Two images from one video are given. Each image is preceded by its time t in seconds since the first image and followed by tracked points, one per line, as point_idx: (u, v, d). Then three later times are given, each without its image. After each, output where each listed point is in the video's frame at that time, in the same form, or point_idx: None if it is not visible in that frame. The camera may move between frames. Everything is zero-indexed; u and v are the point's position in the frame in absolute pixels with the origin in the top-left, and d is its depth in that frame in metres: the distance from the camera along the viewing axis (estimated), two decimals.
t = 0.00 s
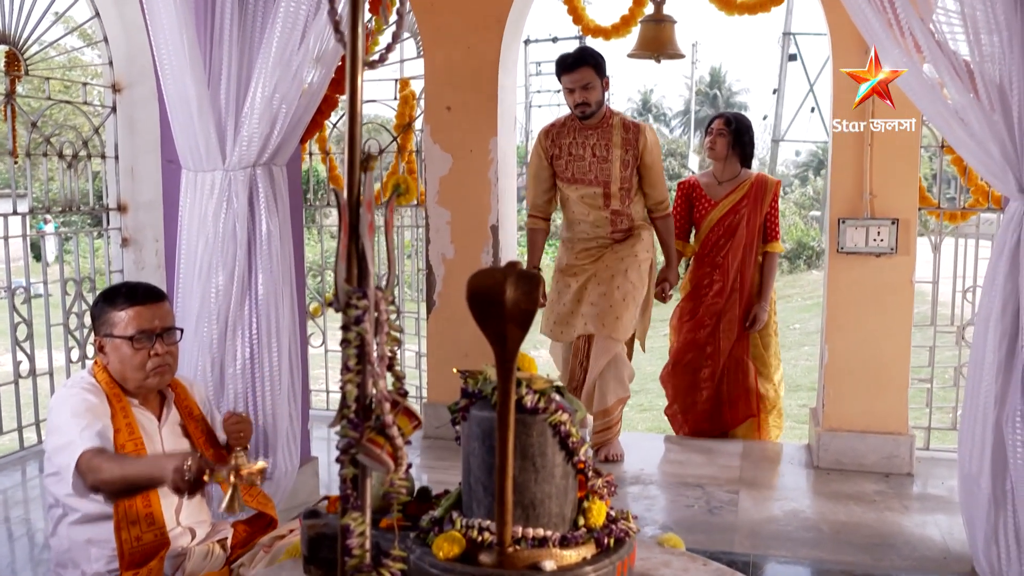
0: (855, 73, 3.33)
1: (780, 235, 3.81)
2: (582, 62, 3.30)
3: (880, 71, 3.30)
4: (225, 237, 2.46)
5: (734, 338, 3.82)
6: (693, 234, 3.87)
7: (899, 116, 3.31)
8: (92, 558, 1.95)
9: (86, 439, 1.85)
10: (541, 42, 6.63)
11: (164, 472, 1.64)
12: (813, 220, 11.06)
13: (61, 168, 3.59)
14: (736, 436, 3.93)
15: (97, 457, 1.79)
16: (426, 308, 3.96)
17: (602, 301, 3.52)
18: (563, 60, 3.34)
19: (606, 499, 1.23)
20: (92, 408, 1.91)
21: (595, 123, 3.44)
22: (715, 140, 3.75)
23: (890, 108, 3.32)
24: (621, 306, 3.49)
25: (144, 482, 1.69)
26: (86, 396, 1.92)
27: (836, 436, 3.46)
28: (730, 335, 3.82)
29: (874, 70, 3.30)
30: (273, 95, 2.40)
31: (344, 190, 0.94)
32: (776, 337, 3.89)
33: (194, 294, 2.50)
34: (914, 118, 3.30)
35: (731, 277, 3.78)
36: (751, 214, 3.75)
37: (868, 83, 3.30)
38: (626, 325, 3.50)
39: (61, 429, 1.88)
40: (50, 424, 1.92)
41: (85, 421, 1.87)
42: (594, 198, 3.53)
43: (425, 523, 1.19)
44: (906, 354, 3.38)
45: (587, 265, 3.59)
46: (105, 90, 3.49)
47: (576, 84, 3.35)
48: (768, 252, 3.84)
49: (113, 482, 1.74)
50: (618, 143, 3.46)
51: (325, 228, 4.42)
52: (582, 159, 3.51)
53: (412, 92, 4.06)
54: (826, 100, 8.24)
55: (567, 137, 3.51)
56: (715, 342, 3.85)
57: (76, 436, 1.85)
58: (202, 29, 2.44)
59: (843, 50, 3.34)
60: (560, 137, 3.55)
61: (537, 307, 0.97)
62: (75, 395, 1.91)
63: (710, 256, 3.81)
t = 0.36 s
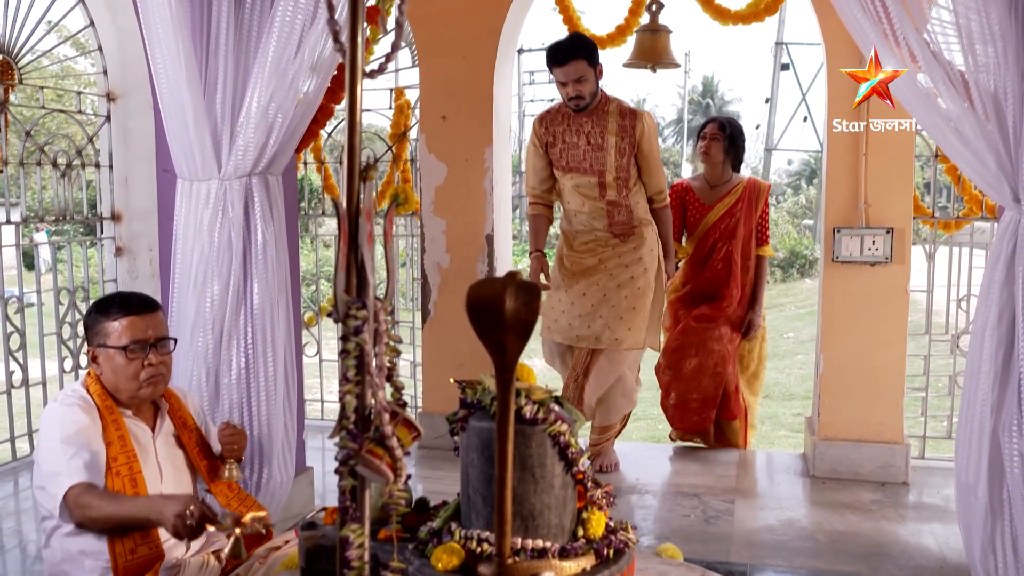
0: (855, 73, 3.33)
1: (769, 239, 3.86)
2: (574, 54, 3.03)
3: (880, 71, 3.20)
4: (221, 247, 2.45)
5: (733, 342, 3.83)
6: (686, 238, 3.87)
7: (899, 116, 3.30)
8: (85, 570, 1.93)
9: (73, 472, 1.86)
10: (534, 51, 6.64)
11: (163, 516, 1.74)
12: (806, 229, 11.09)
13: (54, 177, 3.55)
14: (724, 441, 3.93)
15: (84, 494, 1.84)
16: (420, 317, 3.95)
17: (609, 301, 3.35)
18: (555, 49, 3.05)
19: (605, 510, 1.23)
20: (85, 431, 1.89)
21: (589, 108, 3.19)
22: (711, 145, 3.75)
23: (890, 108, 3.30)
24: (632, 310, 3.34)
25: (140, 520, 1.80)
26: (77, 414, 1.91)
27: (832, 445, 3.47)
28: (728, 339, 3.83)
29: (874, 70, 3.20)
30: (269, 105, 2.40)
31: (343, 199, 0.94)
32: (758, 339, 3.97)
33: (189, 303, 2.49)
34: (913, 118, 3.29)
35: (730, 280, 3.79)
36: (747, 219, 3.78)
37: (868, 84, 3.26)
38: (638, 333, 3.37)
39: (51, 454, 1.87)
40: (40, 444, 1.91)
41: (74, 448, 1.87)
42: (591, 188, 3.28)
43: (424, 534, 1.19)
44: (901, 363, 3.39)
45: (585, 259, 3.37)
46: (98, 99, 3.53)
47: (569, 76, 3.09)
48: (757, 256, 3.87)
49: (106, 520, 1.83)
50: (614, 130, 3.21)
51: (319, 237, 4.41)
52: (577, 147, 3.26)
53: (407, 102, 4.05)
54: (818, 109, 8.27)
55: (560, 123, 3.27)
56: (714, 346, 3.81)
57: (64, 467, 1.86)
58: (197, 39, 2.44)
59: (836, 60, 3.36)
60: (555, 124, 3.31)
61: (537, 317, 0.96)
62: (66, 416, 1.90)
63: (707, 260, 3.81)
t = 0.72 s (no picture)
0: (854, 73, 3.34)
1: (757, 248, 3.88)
2: (569, 47, 2.94)
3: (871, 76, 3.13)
4: (215, 255, 2.45)
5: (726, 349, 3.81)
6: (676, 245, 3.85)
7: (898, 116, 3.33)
8: None
9: (68, 493, 1.85)
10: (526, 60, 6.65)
11: (180, 535, 1.76)
12: (798, 237, 11.11)
13: (47, 185, 3.57)
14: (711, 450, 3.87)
15: (83, 513, 1.83)
16: (414, 326, 3.95)
17: (610, 299, 3.25)
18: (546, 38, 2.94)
19: (602, 520, 1.23)
20: (79, 446, 1.89)
21: (581, 97, 3.12)
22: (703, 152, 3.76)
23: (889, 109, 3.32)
24: (634, 306, 3.25)
25: (149, 539, 1.80)
26: (70, 427, 1.90)
27: (826, 453, 3.47)
28: (721, 346, 3.81)
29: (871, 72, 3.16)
30: (264, 114, 2.39)
31: (340, 207, 0.94)
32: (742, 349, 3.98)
33: (183, 313, 2.48)
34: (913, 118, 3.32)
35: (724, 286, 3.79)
36: (738, 226, 3.79)
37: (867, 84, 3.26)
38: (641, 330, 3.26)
39: (43, 472, 1.86)
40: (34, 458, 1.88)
41: (67, 466, 1.86)
42: (584, 178, 3.19)
43: (421, 544, 1.18)
44: (894, 372, 3.40)
45: (579, 255, 3.27)
46: (91, 108, 3.52)
47: (561, 66, 3.00)
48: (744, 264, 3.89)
49: (111, 538, 1.81)
50: (607, 118, 3.14)
51: (312, 245, 4.41)
52: (568, 136, 3.17)
53: (401, 110, 4.06)
54: (810, 118, 8.29)
55: (550, 113, 3.18)
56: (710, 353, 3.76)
57: (59, 486, 1.85)
58: (192, 47, 2.43)
59: (830, 62, 3.37)
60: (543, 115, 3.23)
61: (535, 326, 0.96)
62: (61, 433, 1.88)
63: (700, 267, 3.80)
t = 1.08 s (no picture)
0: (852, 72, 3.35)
1: (746, 252, 3.83)
2: (558, 42, 2.74)
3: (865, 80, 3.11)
4: (211, 262, 2.44)
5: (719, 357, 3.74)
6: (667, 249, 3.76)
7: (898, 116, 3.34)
8: None
9: (79, 492, 1.84)
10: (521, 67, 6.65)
11: (212, 523, 1.76)
12: (792, 244, 11.03)
13: (41, 193, 3.52)
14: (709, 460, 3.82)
15: (101, 512, 1.82)
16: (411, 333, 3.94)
17: (599, 311, 3.09)
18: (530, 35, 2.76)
19: (602, 529, 1.22)
20: (83, 450, 1.88)
21: (563, 98, 2.94)
22: (696, 154, 3.66)
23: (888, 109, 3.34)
24: (621, 314, 3.13)
25: (175, 531, 1.79)
26: (74, 435, 1.89)
27: (823, 460, 3.47)
28: (714, 353, 3.73)
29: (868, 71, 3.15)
30: (260, 121, 2.39)
31: (339, 217, 0.93)
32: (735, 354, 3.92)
33: (179, 321, 2.47)
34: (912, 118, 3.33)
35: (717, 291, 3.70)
36: (730, 230, 3.71)
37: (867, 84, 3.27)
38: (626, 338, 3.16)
39: (50, 475, 1.85)
40: (38, 464, 1.88)
41: (75, 470, 1.85)
42: (570, 182, 2.98)
43: (419, 553, 1.18)
44: (890, 380, 3.41)
45: (566, 267, 3.04)
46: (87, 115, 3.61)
47: (550, 65, 2.79)
48: (733, 269, 3.83)
49: (133, 532, 1.80)
50: (589, 119, 2.98)
51: (308, 252, 4.40)
52: (551, 139, 2.96)
53: (397, 118, 4.06)
54: (805, 125, 8.30)
55: (530, 117, 2.97)
56: (705, 361, 3.69)
57: (69, 488, 1.84)
58: (188, 54, 2.43)
59: (826, 68, 3.39)
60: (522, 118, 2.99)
61: (534, 334, 0.96)
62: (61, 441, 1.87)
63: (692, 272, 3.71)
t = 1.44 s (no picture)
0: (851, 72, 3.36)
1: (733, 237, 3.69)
2: (528, 24, 2.37)
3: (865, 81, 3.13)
4: (206, 269, 2.44)
5: (710, 344, 3.61)
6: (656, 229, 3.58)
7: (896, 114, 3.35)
8: None
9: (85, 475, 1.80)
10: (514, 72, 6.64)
11: (235, 488, 1.60)
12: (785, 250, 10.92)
13: (35, 199, 3.49)
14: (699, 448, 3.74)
15: (118, 491, 1.77)
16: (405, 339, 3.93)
17: (566, 316, 2.70)
18: (495, 19, 2.40)
19: (599, 536, 1.22)
20: (87, 447, 1.88)
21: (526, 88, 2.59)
22: (696, 137, 3.48)
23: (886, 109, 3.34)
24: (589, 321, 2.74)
25: (196, 501, 1.69)
26: (77, 433, 1.89)
27: (818, 466, 3.48)
28: (707, 340, 3.60)
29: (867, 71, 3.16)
30: (255, 127, 2.39)
31: (337, 224, 0.93)
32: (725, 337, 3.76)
33: (172, 328, 2.46)
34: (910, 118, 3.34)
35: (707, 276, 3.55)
36: (724, 212, 3.55)
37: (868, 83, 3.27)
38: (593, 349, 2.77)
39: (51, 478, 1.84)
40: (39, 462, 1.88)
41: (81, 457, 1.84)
42: (533, 178, 2.63)
43: (416, 561, 1.17)
44: (885, 385, 3.42)
45: (528, 266, 2.65)
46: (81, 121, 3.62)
47: (521, 49, 2.39)
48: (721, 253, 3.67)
49: (152, 506, 1.71)
50: (551, 113, 2.65)
51: (303, 258, 4.39)
52: (513, 131, 2.61)
53: (392, 124, 4.05)
54: (798, 131, 8.29)
55: (489, 107, 2.61)
56: (697, 347, 3.57)
57: (85, 472, 1.80)
58: (183, 61, 2.43)
59: (822, 74, 3.39)
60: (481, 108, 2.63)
61: (532, 340, 0.95)
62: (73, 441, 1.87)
63: (683, 255, 3.55)
